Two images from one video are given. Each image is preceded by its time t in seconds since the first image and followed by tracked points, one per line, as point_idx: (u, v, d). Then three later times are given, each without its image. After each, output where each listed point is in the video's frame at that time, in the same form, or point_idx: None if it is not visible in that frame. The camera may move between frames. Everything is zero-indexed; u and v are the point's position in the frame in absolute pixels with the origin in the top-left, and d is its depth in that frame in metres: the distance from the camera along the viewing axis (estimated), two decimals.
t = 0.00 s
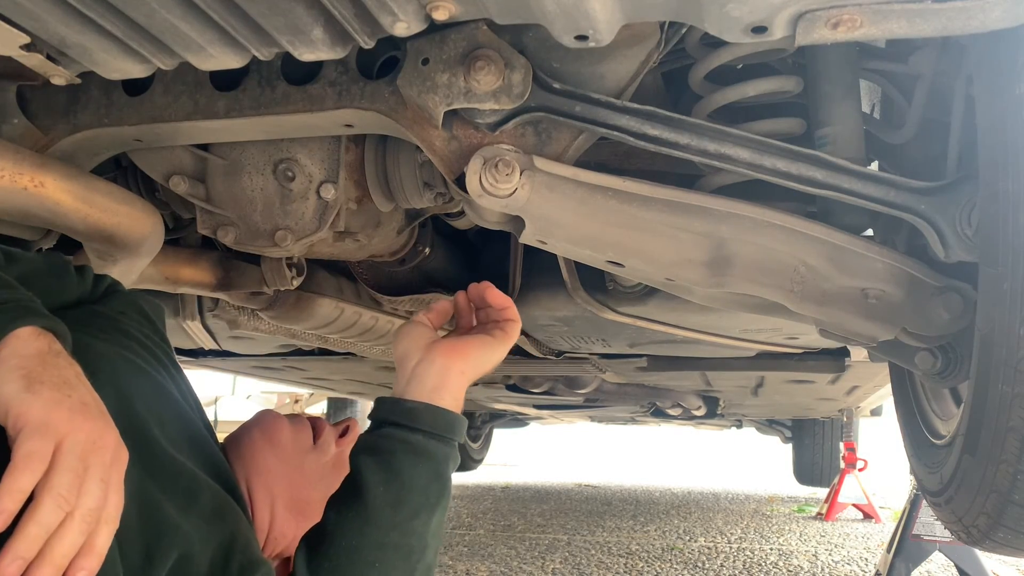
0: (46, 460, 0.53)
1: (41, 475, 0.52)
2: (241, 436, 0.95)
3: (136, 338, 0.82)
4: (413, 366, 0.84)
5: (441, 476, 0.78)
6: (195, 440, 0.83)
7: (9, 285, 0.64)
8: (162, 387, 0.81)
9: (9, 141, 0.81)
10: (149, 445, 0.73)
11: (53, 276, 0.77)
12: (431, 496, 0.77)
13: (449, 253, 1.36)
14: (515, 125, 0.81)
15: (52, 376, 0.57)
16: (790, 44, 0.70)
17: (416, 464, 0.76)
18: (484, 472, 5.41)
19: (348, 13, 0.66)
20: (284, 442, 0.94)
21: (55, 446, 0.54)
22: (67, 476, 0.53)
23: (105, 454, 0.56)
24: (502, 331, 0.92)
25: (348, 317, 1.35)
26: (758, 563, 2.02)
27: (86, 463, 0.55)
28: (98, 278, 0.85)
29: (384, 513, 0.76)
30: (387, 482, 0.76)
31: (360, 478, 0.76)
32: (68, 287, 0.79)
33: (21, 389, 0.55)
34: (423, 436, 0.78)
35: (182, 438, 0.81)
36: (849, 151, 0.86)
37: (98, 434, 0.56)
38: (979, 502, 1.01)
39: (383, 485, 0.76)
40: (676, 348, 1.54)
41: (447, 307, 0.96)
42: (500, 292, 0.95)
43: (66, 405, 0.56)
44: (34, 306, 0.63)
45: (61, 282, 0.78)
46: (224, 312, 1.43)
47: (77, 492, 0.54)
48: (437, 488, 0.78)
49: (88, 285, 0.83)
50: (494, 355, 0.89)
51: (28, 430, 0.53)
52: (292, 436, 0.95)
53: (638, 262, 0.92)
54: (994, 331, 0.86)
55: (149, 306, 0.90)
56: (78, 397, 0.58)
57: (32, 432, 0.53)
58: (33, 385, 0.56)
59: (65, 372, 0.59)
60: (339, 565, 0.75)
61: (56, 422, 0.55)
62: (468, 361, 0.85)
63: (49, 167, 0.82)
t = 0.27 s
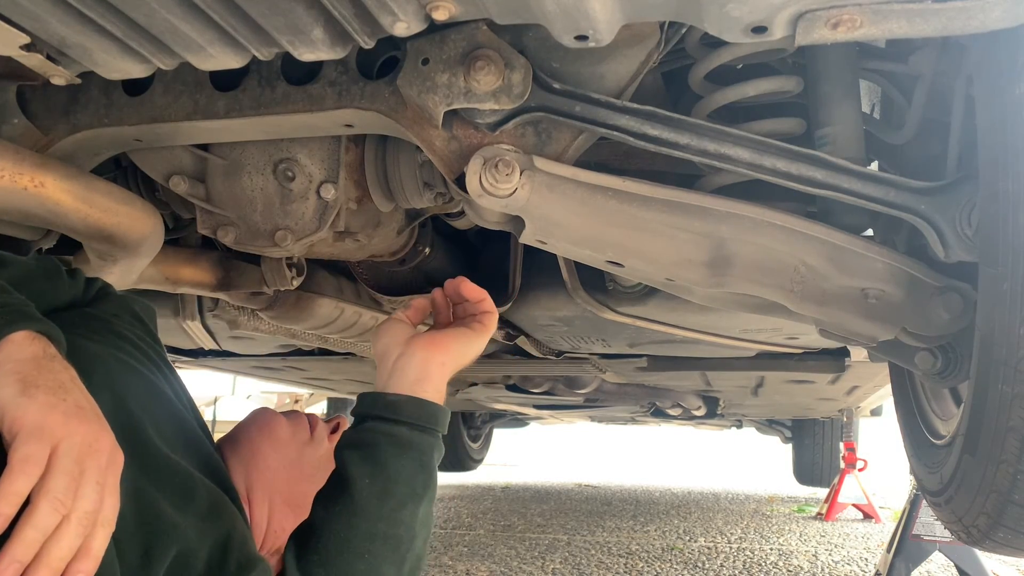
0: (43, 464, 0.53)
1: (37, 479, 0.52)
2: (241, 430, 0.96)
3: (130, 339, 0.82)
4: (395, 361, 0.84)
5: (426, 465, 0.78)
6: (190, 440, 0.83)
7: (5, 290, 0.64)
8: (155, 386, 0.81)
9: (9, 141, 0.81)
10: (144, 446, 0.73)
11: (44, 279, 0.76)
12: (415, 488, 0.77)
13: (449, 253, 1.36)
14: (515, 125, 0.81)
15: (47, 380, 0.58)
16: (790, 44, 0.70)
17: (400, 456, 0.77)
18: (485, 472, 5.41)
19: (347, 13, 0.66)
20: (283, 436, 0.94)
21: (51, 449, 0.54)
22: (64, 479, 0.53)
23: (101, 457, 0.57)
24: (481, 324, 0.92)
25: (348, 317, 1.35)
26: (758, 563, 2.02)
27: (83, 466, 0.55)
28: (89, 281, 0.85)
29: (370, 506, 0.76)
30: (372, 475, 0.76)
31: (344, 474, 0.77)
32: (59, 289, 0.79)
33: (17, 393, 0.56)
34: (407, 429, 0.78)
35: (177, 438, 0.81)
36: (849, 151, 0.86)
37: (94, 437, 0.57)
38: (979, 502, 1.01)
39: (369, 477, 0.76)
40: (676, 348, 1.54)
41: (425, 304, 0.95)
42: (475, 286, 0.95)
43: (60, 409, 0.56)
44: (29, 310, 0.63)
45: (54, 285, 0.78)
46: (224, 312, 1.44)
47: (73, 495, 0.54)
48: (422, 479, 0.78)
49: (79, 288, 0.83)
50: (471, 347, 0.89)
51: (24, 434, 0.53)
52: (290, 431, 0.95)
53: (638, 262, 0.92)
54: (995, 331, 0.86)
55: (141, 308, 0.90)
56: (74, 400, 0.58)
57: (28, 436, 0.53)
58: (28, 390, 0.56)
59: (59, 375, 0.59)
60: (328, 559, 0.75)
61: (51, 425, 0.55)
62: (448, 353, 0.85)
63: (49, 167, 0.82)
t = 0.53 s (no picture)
0: (45, 471, 0.53)
1: (39, 486, 0.52)
2: (242, 435, 0.95)
3: (128, 339, 0.82)
4: (394, 363, 0.83)
5: (426, 467, 0.78)
6: (192, 440, 0.83)
7: (7, 294, 0.63)
8: (154, 387, 0.81)
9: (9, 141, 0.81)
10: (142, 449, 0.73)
11: (44, 281, 0.76)
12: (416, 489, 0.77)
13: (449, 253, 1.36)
14: (515, 125, 0.81)
15: (49, 386, 0.57)
16: (790, 44, 0.70)
17: (401, 458, 0.76)
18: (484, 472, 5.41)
19: (347, 13, 0.66)
20: (287, 443, 0.94)
21: (53, 456, 0.54)
22: (66, 486, 0.53)
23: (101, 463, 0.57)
24: (480, 327, 0.92)
25: (348, 317, 1.35)
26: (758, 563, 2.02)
27: (84, 472, 0.55)
28: (87, 283, 0.85)
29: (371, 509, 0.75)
30: (373, 478, 0.76)
31: (344, 477, 0.76)
32: (59, 292, 0.79)
33: (19, 400, 0.55)
34: (408, 432, 0.78)
35: (178, 438, 0.81)
36: (849, 151, 0.86)
37: (95, 443, 0.57)
38: (979, 502, 1.01)
39: (369, 480, 0.76)
40: (676, 348, 1.54)
41: (424, 306, 0.95)
42: (473, 288, 0.95)
43: (61, 415, 0.56)
44: (31, 316, 0.63)
45: (56, 286, 0.78)
46: (224, 312, 1.44)
47: (75, 501, 0.54)
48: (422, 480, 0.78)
49: (79, 290, 0.82)
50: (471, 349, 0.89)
51: (25, 441, 0.53)
52: (293, 439, 0.95)
53: (638, 262, 0.92)
54: (995, 332, 0.85)
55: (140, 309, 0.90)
56: (75, 406, 0.58)
57: (29, 443, 0.53)
58: (30, 396, 0.56)
59: (60, 380, 0.59)
60: (328, 562, 0.75)
61: (53, 432, 0.55)
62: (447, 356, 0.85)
63: (49, 168, 0.82)
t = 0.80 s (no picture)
0: (51, 477, 0.53)
1: (47, 491, 0.52)
2: (229, 440, 0.95)
3: (110, 343, 0.83)
4: (365, 366, 0.82)
5: (402, 465, 0.78)
6: (185, 442, 0.83)
7: None
8: (135, 387, 0.81)
9: (9, 141, 0.81)
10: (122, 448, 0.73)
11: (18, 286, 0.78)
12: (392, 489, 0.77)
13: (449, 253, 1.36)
14: (515, 126, 0.81)
15: (48, 394, 0.57)
16: (790, 44, 0.70)
17: (375, 458, 0.76)
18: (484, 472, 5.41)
19: (347, 13, 0.66)
20: (271, 458, 0.94)
21: (58, 461, 0.54)
22: (73, 490, 0.53)
23: (105, 467, 0.57)
24: (438, 315, 0.89)
25: (348, 317, 1.35)
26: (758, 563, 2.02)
27: (89, 477, 0.55)
28: (61, 288, 0.86)
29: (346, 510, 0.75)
30: (348, 478, 0.75)
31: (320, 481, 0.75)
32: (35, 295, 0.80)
33: (20, 408, 0.55)
34: (381, 432, 0.77)
35: (166, 436, 0.80)
36: (849, 151, 0.86)
37: (99, 447, 0.57)
38: (979, 502, 1.01)
39: (343, 484, 0.75)
40: (676, 348, 1.54)
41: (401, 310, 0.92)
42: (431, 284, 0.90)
43: (64, 421, 0.56)
44: (21, 323, 0.63)
45: (27, 291, 0.79)
46: (224, 312, 1.44)
47: (82, 504, 0.54)
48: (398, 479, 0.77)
49: (53, 293, 0.84)
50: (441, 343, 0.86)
51: (31, 448, 0.53)
52: (279, 450, 0.95)
53: (638, 262, 0.92)
54: (995, 332, 0.86)
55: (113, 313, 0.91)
56: (75, 412, 0.58)
57: (35, 451, 0.53)
58: (31, 404, 0.56)
59: (61, 389, 0.59)
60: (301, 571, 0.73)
61: (58, 438, 0.55)
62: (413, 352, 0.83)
63: (49, 168, 0.82)
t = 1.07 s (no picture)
0: (23, 465, 0.50)
1: (18, 477, 0.49)
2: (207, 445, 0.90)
3: (78, 341, 0.84)
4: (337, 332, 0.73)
5: (371, 418, 0.64)
6: (159, 435, 0.82)
7: None
8: (105, 381, 0.81)
9: (9, 142, 0.82)
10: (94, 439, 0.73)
11: None
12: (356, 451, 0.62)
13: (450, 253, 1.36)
14: (515, 126, 0.81)
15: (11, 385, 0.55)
16: (790, 44, 0.70)
17: (340, 403, 0.64)
18: (484, 472, 5.41)
19: (347, 13, 0.65)
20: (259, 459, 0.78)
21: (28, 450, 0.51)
22: (44, 477, 0.51)
23: (79, 453, 0.55)
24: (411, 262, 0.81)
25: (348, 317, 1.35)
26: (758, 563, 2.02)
27: (60, 463, 0.52)
28: (20, 293, 0.86)
29: (300, 474, 0.60)
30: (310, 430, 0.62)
31: (282, 438, 0.63)
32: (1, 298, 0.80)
33: None
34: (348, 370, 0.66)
35: (139, 425, 0.80)
36: (849, 151, 0.86)
37: (67, 435, 0.54)
38: (979, 502, 1.01)
39: (307, 425, 0.63)
40: (676, 348, 1.54)
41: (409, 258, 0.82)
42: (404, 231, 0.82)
43: (29, 411, 0.53)
44: None
45: None
46: (224, 312, 1.44)
47: (55, 489, 0.51)
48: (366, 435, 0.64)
49: (14, 297, 0.83)
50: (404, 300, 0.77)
51: None
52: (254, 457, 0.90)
53: (638, 262, 0.92)
54: (995, 332, 0.86)
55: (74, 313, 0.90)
56: (42, 401, 0.56)
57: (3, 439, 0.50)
58: None
59: (23, 380, 0.57)
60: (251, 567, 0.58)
61: (23, 427, 0.52)
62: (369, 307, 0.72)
63: (49, 168, 0.82)
